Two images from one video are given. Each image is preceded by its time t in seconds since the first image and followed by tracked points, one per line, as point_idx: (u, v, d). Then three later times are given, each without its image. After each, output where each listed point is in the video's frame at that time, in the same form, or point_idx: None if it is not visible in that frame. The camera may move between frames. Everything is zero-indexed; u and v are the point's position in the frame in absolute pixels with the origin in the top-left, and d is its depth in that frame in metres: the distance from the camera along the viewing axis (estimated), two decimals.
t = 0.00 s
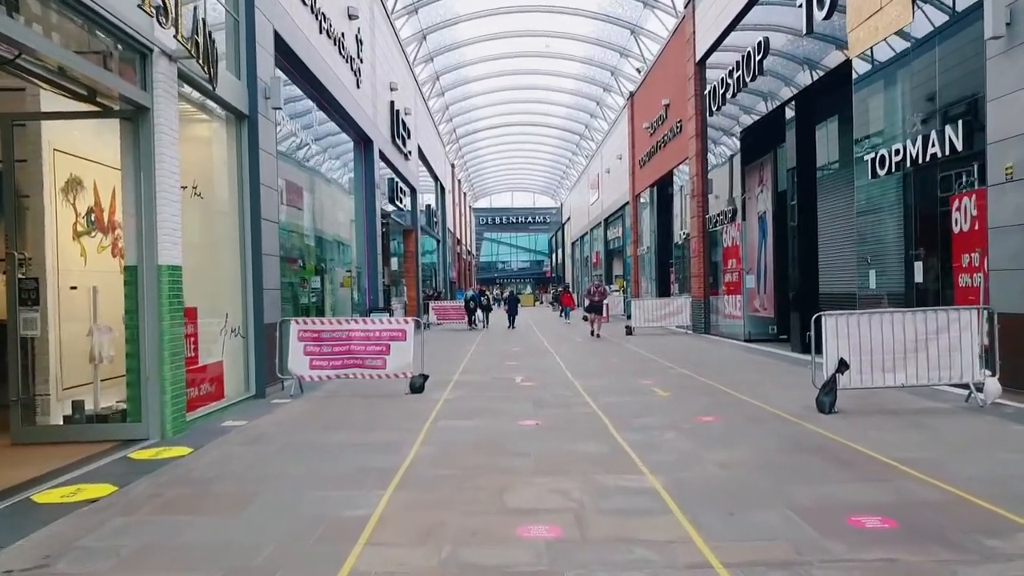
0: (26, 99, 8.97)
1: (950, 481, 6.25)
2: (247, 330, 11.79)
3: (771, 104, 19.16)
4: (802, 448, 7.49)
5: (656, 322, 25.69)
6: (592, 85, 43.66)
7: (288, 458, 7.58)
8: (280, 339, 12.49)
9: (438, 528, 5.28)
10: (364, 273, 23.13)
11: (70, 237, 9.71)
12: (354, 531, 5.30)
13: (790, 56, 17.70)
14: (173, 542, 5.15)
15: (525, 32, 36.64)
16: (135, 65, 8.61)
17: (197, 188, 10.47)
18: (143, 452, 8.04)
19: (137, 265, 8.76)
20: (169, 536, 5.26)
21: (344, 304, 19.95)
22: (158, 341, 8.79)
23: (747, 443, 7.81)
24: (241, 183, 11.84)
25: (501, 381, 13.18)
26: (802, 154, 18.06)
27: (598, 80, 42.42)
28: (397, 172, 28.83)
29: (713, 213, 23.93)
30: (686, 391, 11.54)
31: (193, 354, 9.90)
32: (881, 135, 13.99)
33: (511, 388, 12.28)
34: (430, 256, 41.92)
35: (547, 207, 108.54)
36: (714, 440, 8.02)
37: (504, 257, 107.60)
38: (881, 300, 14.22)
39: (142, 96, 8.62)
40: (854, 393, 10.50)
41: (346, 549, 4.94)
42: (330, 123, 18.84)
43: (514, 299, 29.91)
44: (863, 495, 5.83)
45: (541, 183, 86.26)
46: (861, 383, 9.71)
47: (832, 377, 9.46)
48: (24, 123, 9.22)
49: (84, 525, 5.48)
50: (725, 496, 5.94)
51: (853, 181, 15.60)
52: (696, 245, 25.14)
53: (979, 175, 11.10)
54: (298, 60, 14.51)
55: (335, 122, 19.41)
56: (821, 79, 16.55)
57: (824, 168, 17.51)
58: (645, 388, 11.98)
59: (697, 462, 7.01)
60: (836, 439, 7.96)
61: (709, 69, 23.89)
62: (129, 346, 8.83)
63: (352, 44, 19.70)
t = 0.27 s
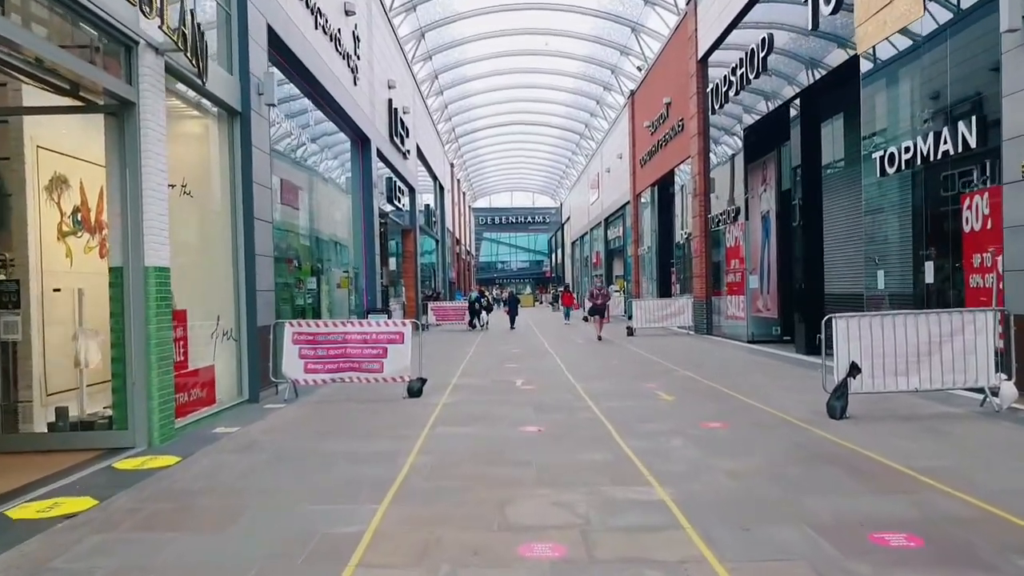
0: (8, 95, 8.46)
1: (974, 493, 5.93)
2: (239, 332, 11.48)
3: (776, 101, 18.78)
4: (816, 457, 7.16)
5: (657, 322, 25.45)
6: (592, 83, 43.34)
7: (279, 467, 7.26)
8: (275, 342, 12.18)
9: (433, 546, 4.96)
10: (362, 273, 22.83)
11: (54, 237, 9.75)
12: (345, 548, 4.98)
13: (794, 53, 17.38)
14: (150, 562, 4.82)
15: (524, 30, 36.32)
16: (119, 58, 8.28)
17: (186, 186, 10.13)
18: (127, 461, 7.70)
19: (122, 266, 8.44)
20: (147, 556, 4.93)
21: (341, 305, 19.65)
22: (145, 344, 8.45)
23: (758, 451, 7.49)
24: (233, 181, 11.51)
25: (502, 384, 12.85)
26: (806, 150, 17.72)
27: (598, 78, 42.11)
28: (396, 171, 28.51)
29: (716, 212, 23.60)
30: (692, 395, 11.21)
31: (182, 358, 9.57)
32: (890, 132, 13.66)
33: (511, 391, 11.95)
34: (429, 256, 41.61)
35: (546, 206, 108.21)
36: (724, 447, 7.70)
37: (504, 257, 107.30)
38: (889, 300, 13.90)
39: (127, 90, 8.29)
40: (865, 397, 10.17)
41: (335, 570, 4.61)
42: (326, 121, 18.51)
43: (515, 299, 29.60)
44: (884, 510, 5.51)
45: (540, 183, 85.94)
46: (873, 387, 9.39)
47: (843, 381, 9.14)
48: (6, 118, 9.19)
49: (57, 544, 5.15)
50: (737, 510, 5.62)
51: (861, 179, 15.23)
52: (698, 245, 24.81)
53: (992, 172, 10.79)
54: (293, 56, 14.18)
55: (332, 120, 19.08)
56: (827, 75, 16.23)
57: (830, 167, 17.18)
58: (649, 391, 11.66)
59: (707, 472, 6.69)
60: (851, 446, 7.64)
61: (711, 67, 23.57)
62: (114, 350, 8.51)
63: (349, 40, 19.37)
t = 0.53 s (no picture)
0: None
1: (998, 503, 5.62)
2: (231, 333, 11.17)
3: (780, 97, 18.44)
4: (829, 463, 6.85)
5: (658, 323, 25.19)
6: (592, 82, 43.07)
7: (267, 474, 6.94)
8: (268, 342, 11.89)
9: (427, 561, 4.65)
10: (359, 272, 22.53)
11: (40, 234, 9.49)
12: (332, 563, 4.66)
13: (797, 49, 17.07)
14: None
15: (524, 28, 36.02)
16: (104, 48, 7.98)
17: (175, 181, 9.83)
18: (110, 467, 7.37)
19: (107, 264, 8.13)
20: (121, 572, 4.62)
21: (338, 304, 19.35)
22: (130, 344, 8.14)
23: (767, 457, 7.18)
24: (224, 177, 11.20)
25: (500, 386, 12.54)
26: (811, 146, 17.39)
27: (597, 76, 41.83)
28: (394, 169, 28.21)
29: (717, 211, 23.31)
30: (696, 397, 10.90)
31: (171, 359, 9.26)
32: (897, 128, 13.38)
33: (510, 393, 11.64)
34: (428, 255, 41.32)
35: (546, 206, 107.93)
36: (732, 453, 7.39)
37: (503, 256, 107.02)
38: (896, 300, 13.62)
39: (112, 82, 7.99)
40: (875, 400, 9.86)
41: None
42: (322, 117, 18.21)
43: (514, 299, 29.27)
44: (905, 522, 5.19)
45: (540, 182, 85.66)
46: (884, 390, 9.09)
47: (854, 383, 8.84)
48: None
49: (27, 559, 4.84)
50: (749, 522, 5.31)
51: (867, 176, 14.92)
52: (699, 244, 24.52)
53: (1004, 169, 10.51)
54: (287, 50, 13.88)
55: (328, 116, 18.77)
56: (832, 71, 15.90)
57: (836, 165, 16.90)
58: (652, 393, 11.35)
59: (716, 480, 6.38)
60: (864, 453, 7.33)
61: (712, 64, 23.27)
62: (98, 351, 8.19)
63: (346, 35, 19.07)
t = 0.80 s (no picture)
0: None
1: None
2: (222, 335, 10.84)
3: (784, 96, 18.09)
4: (843, 475, 6.52)
5: (661, 325, 24.87)
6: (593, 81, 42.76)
7: (254, 485, 6.61)
8: (261, 345, 11.58)
9: None
10: (357, 272, 22.22)
11: (23, 234, 9.16)
12: None
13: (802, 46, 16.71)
14: None
15: (524, 27, 35.67)
16: (86, 40, 7.65)
17: (163, 178, 9.50)
18: (90, 477, 7.06)
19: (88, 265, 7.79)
20: None
21: (335, 305, 19.04)
22: (114, 348, 7.82)
23: (779, 468, 6.85)
24: (215, 175, 10.87)
25: (499, 390, 12.21)
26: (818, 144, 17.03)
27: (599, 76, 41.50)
28: (393, 168, 27.87)
29: (720, 211, 22.98)
30: (702, 402, 10.56)
31: (157, 363, 8.93)
32: (906, 126, 13.03)
33: (509, 398, 11.30)
34: (428, 255, 40.99)
35: (547, 206, 107.61)
36: (742, 464, 7.05)
37: (504, 257, 106.73)
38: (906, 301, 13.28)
39: (95, 75, 7.66)
40: (888, 406, 9.52)
41: None
42: (319, 115, 17.88)
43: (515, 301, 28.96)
44: (930, 541, 4.86)
45: (541, 183, 85.35)
46: (898, 396, 8.75)
47: (867, 389, 8.50)
48: None
49: None
50: (763, 539, 4.98)
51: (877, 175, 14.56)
52: (702, 245, 24.14)
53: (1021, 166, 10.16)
54: (282, 46, 13.55)
55: (325, 114, 18.44)
56: (839, 69, 15.55)
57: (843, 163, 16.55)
58: (656, 398, 11.02)
59: (726, 493, 6.04)
60: (879, 462, 7.00)
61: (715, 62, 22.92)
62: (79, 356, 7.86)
63: (343, 32, 18.73)
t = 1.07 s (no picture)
0: None
1: None
2: (213, 338, 10.52)
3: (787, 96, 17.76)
4: (859, 486, 6.22)
5: (663, 327, 24.55)
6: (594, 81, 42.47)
7: (241, 496, 6.31)
8: (253, 347, 11.26)
9: None
10: (355, 273, 21.92)
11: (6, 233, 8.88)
12: None
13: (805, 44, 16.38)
14: None
15: (525, 26, 35.38)
16: (68, 32, 7.35)
17: (151, 175, 9.19)
18: (70, 487, 6.76)
19: (70, 266, 7.49)
20: None
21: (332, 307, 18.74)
22: (96, 353, 7.52)
23: (791, 479, 6.53)
24: (206, 172, 10.55)
25: (499, 394, 11.90)
26: (824, 142, 16.71)
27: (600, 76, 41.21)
28: (392, 168, 27.57)
29: (723, 211, 22.66)
30: (707, 407, 10.25)
31: (145, 367, 8.64)
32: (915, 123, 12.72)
33: (509, 402, 11.00)
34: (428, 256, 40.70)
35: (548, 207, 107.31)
36: (751, 473, 6.74)
37: (504, 257, 106.45)
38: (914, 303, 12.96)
39: (77, 68, 7.35)
40: (900, 411, 9.21)
41: None
42: (316, 114, 17.58)
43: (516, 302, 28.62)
44: (956, 559, 4.55)
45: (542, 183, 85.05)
46: (913, 401, 8.43)
47: (880, 395, 8.19)
48: None
49: None
50: (777, 557, 4.67)
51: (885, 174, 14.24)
52: (705, 245, 23.82)
53: None
54: (277, 43, 13.25)
55: (322, 113, 18.14)
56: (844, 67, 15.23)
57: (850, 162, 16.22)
58: (660, 402, 10.71)
59: (736, 506, 5.73)
60: (896, 472, 6.69)
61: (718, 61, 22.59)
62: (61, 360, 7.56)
63: (341, 29, 18.44)
